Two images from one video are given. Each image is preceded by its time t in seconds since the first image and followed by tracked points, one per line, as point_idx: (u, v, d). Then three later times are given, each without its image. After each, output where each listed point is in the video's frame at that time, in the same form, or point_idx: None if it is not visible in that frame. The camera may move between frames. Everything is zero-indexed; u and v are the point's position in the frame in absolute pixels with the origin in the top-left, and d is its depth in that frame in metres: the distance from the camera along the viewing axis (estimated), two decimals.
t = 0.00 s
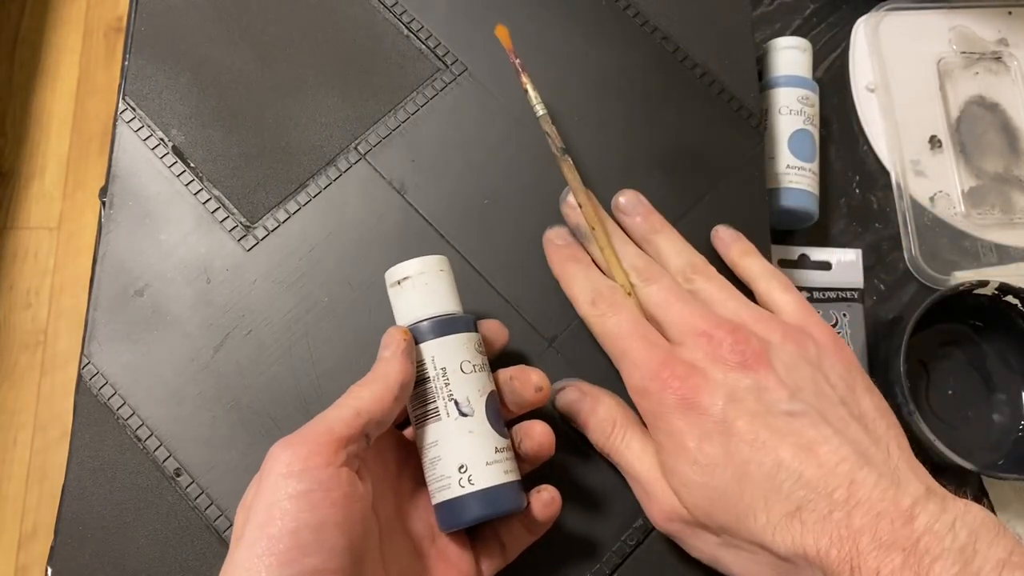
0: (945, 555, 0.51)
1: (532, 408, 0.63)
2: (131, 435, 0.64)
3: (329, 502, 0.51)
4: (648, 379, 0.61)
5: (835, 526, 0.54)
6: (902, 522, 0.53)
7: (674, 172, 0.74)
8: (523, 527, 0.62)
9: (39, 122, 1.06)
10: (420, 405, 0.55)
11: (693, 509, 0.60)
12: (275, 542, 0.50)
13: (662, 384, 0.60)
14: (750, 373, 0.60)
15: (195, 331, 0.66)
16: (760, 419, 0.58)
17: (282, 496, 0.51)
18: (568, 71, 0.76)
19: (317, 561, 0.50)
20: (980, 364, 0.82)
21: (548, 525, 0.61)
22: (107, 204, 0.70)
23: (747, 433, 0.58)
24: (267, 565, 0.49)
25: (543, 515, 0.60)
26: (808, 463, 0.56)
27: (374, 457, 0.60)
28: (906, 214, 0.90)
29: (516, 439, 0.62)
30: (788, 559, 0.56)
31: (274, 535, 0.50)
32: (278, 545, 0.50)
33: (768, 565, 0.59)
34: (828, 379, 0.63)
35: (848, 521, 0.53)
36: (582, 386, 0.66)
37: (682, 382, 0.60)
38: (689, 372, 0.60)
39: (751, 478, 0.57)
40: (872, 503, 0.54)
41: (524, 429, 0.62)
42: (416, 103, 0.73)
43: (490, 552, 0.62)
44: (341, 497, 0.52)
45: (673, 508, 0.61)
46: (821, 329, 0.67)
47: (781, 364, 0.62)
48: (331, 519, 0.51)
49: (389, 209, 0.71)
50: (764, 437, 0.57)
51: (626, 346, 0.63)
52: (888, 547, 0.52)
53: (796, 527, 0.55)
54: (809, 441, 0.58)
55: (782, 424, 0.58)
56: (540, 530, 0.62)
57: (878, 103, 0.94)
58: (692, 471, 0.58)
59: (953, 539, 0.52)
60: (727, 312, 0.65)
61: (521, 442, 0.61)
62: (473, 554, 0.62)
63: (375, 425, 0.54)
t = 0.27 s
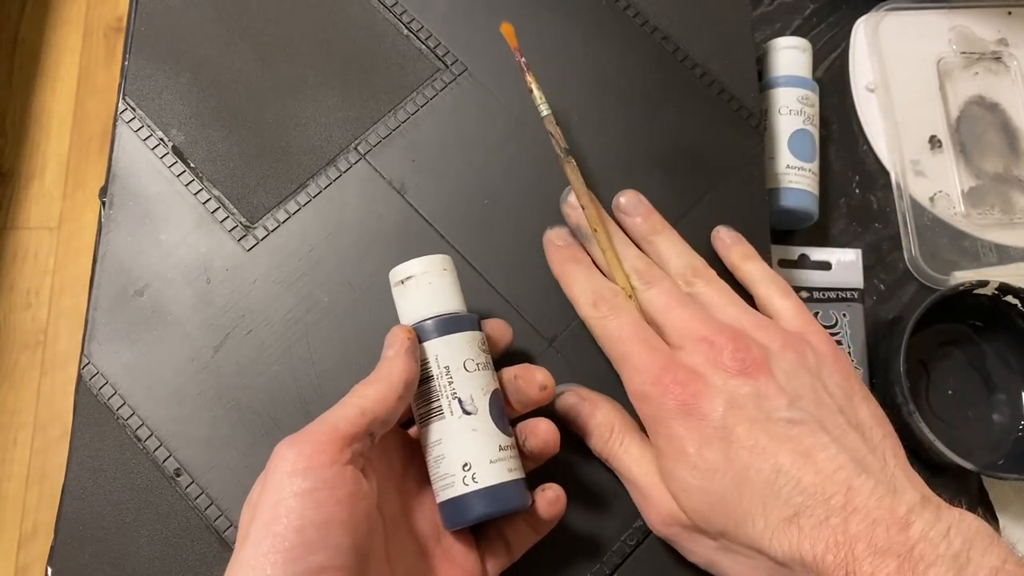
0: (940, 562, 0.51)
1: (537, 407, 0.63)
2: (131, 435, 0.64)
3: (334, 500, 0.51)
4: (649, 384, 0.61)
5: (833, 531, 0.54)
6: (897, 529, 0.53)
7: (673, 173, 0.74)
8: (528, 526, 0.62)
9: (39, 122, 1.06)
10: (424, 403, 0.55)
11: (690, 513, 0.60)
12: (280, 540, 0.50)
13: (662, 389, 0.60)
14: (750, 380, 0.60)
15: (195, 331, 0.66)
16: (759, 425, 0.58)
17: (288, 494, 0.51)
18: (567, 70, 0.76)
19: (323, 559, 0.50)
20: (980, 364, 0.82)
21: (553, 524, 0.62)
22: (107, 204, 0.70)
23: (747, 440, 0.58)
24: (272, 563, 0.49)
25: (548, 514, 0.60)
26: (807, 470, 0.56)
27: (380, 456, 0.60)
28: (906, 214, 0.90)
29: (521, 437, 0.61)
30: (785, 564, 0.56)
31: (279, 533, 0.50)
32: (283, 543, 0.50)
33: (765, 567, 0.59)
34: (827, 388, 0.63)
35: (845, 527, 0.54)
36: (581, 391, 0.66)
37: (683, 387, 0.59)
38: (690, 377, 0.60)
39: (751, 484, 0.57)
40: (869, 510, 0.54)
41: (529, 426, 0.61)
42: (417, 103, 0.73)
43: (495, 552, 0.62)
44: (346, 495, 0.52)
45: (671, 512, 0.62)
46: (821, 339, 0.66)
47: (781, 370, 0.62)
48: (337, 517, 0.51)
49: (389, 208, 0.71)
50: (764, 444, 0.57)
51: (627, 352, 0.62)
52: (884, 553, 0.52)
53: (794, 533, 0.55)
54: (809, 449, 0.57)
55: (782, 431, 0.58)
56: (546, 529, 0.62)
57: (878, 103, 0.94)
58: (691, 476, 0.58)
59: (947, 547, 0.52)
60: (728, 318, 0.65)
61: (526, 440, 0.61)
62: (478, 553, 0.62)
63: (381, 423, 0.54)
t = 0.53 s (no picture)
0: (934, 503, 0.48)
1: (540, 408, 0.63)
2: (131, 435, 0.64)
3: (332, 505, 0.51)
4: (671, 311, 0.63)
5: (829, 466, 0.53)
6: (894, 471, 0.50)
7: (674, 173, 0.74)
8: (528, 532, 0.62)
9: (39, 122, 1.06)
10: (419, 407, 0.55)
11: (690, 437, 0.62)
12: (279, 545, 0.50)
13: (681, 312, 0.63)
14: (767, 316, 0.62)
15: (195, 331, 0.66)
16: (769, 360, 0.59)
17: (286, 500, 0.51)
18: (567, 70, 0.76)
19: (322, 563, 0.50)
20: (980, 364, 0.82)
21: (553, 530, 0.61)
22: (107, 204, 0.70)
23: (756, 369, 0.59)
24: (272, 569, 0.49)
25: (548, 520, 0.60)
26: (810, 406, 0.56)
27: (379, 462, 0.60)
28: (906, 214, 0.90)
29: (526, 438, 0.62)
30: (777, 495, 0.57)
31: (278, 538, 0.50)
32: (282, 548, 0.50)
33: (755, 501, 0.61)
34: (845, 334, 0.64)
35: (842, 465, 0.52)
36: (608, 303, 0.69)
37: (702, 314, 0.62)
38: (710, 306, 0.63)
39: (751, 412, 0.58)
40: (867, 452, 0.52)
41: (533, 427, 0.62)
42: (417, 103, 0.73)
43: (495, 557, 0.62)
44: (345, 500, 0.52)
45: (670, 432, 0.64)
46: (845, 290, 0.68)
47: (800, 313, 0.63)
48: (336, 522, 0.52)
49: (389, 208, 0.71)
50: (771, 376, 0.58)
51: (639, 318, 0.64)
52: (878, 493, 0.50)
53: (790, 464, 0.55)
54: (815, 385, 0.57)
55: (790, 366, 0.59)
56: (546, 534, 0.62)
57: (878, 103, 0.94)
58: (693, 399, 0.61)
59: (942, 491, 0.48)
60: (750, 255, 0.68)
61: (530, 441, 0.62)
62: (478, 558, 0.62)
63: (378, 428, 0.54)
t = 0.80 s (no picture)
0: (899, 409, 0.45)
1: (532, 407, 0.63)
2: (131, 435, 0.64)
3: (319, 513, 0.52)
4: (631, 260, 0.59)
5: (796, 378, 0.49)
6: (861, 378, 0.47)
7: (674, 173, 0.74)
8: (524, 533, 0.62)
9: (39, 122, 1.06)
10: (409, 412, 0.56)
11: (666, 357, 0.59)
12: (267, 555, 0.50)
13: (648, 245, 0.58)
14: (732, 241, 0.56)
15: (195, 331, 0.66)
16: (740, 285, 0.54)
17: (273, 510, 0.51)
18: (567, 70, 0.76)
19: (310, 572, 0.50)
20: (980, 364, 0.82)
21: (549, 531, 0.61)
22: (107, 204, 0.70)
23: (722, 295, 0.54)
24: None
25: (543, 520, 0.60)
26: (777, 323, 0.51)
27: (370, 467, 0.60)
28: (906, 213, 0.90)
29: (518, 437, 0.62)
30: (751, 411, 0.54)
31: (265, 548, 0.50)
32: (270, 558, 0.50)
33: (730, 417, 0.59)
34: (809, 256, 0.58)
35: (811, 376, 0.49)
36: (593, 236, 0.69)
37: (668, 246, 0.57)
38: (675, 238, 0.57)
39: (721, 330, 0.53)
40: (837, 363, 0.48)
41: (526, 426, 0.62)
42: (416, 102, 0.73)
43: (492, 560, 0.62)
44: (331, 508, 0.52)
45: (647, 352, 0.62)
46: (806, 215, 0.61)
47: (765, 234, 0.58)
48: (323, 531, 0.52)
49: (389, 208, 0.71)
50: (738, 298, 0.53)
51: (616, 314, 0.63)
52: (845, 401, 0.47)
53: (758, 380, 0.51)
54: (784, 304, 0.52)
55: (758, 288, 0.53)
56: (543, 535, 0.61)
57: (878, 104, 0.94)
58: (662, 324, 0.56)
59: (909, 396, 0.46)
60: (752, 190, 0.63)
61: (523, 441, 0.62)
62: (475, 562, 0.62)
63: (365, 435, 0.54)
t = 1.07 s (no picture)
0: (896, 487, 0.51)
1: (534, 403, 0.62)
2: (131, 435, 0.64)
3: (316, 513, 0.51)
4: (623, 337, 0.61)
5: (795, 466, 0.55)
6: (856, 461, 0.53)
7: (674, 174, 0.74)
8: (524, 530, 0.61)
9: (39, 122, 1.06)
10: (407, 409, 0.56)
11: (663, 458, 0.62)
12: (264, 556, 0.50)
13: (631, 339, 0.61)
14: (713, 326, 0.62)
15: (195, 331, 0.66)
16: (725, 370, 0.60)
17: (269, 511, 0.51)
18: (567, 71, 0.76)
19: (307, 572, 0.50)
20: (980, 364, 0.82)
21: (549, 528, 0.61)
22: (107, 204, 0.70)
23: (713, 385, 0.59)
24: None
25: (543, 517, 0.60)
26: (770, 410, 0.58)
27: (367, 466, 0.60)
28: (906, 213, 0.90)
29: (520, 432, 0.61)
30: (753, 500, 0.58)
31: (263, 549, 0.50)
32: (267, 559, 0.50)
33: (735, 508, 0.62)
34: (785, 330, 0.65)
35: (808, 462, 0.55)
36: (563, 331, 0.67)
37: (649, 336, 0.61)
38: (657, 326, 0.61)
39: (718, 424, 0.58)
40: (829, 445, 0.55)
41: (526, 423, 0.61)
42: (416, 103, 0.73)
43: (492, 557, 0.62)
44: (327, 508, 0.52)
45: (645, 453, 0.63)
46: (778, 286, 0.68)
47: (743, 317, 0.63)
48: (320, 531, 0.51)
49: (389, 209, 0.71)
50: (729, 388, 0.59)
51: (615, 330, 0.62)
52: (843, 483, 0.53)
53: (758, 470, 0.56)
54: (771, 390, 0.59)
55: (744, 374, 0.60)
56: (543, 532, 0.61)
57: (878, 104, 0.94)
58: (658, 421, 0.60)
59: (903, 473, 0.52)
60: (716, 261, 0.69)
61: (525, 436, 0.61)
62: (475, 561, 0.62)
63: (362, 434, 0.54)
